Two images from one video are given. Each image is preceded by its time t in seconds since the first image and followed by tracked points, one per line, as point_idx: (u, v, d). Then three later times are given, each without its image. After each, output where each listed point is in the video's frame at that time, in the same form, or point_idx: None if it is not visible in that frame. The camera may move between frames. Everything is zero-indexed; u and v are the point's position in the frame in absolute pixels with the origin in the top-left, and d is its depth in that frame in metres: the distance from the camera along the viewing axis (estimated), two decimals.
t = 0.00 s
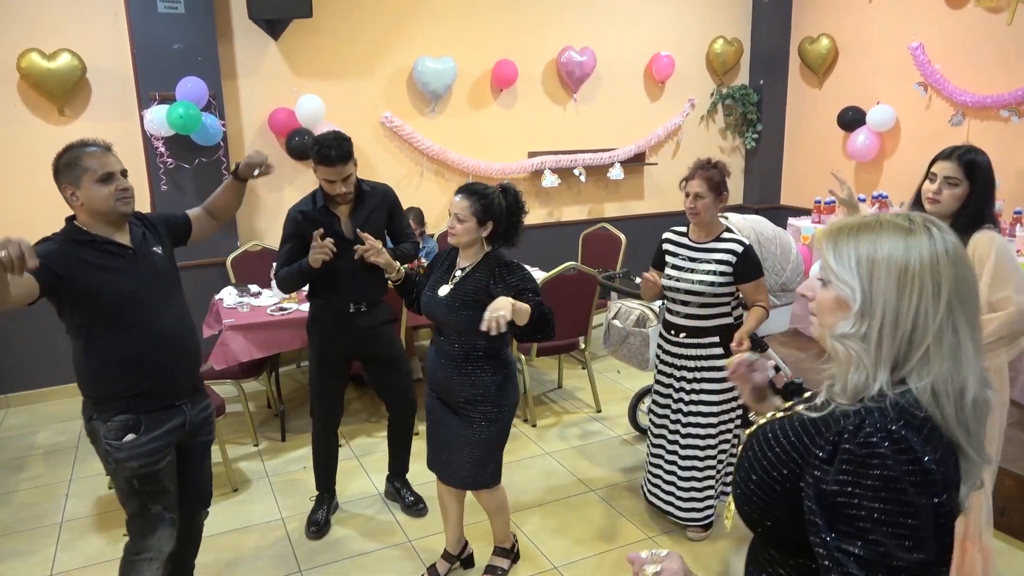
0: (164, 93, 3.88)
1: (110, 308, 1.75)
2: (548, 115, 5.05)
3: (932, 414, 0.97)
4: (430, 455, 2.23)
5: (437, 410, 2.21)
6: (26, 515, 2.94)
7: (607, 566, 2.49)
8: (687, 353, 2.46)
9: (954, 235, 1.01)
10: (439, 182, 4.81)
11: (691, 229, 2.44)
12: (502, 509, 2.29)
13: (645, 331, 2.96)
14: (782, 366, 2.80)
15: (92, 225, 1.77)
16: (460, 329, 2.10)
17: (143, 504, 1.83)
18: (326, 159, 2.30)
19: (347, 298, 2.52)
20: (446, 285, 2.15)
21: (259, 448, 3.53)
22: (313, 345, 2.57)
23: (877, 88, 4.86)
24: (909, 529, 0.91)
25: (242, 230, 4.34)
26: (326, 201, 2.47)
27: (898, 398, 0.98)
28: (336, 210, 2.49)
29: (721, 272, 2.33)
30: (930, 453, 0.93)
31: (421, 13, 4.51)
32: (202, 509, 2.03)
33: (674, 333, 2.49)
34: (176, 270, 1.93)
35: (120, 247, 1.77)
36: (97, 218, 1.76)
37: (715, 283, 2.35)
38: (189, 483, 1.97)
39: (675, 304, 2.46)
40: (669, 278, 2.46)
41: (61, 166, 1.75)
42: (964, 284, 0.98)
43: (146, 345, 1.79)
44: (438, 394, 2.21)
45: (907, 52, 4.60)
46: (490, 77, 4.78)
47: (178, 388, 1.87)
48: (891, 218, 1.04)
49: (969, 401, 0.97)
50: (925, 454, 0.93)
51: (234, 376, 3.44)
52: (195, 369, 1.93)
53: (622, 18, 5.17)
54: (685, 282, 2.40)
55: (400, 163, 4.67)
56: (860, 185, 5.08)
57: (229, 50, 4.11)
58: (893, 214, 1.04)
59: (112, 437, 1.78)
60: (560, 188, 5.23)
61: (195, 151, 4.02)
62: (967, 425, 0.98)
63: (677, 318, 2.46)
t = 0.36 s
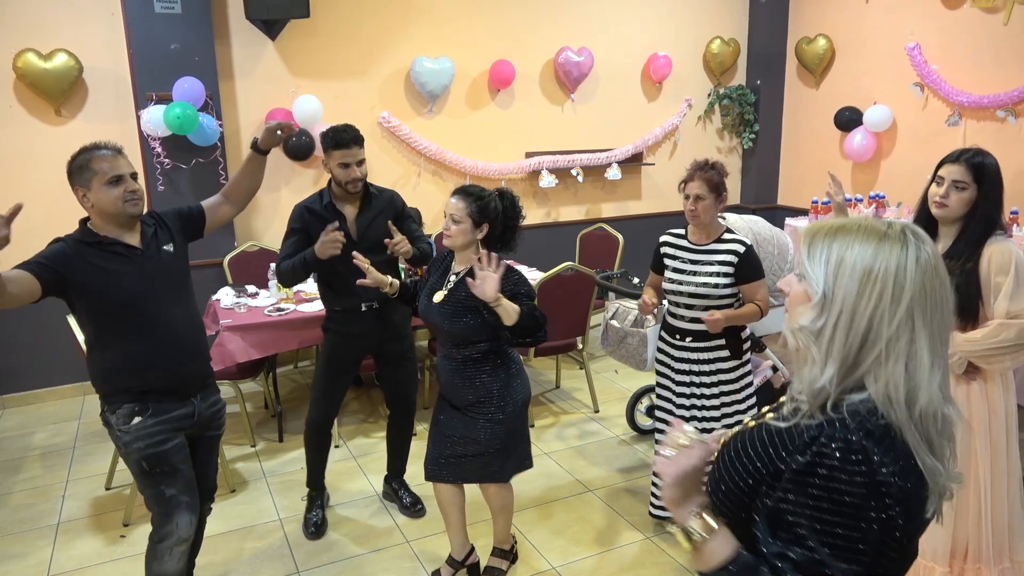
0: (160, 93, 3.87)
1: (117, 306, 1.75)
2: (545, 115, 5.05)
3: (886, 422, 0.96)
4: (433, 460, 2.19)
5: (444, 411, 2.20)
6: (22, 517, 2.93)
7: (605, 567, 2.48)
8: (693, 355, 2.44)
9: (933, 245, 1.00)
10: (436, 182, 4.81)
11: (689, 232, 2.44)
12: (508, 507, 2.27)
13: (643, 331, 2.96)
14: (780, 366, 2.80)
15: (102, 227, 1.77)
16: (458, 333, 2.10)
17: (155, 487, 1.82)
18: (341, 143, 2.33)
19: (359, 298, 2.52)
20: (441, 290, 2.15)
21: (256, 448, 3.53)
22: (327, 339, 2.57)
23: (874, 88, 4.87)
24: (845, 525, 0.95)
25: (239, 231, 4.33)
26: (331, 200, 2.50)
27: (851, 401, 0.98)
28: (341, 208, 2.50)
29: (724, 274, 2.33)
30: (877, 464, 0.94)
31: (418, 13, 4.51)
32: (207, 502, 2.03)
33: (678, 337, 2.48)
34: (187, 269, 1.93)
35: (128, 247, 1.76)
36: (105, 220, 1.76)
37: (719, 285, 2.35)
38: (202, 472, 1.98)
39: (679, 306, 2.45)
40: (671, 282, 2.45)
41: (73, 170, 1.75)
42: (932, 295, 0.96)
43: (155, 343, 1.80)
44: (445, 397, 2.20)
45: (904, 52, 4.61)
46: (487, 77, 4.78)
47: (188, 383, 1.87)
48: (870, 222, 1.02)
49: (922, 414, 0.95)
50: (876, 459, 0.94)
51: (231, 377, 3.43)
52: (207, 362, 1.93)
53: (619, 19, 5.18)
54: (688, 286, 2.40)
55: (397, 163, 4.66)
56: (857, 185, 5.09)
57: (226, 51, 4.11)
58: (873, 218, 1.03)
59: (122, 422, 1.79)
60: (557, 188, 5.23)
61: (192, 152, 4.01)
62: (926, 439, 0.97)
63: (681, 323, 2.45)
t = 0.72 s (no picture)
0: (160, 92, 3.88)
1: (121, 302, 1.76)
2: (544, 116, 5.07)
3: (859, 433, 0.96)
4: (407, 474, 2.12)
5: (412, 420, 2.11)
6: (20, 515, 2.94)
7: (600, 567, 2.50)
8: (690, 358, 2.45)
9: (927, 263, 0.99)
10: (435, 183, 4.82)
11: (686, 234, 2.44)
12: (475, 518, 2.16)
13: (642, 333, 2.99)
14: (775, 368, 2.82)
15: (110, 220, 1.78)
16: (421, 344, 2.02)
17: (156, 488, 1.84)
18: (328, 132, 2.40)
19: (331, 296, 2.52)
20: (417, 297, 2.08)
21: (254, 447, 3.54)
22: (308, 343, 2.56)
23: (872, 92, 4.89)
24: (797, 523, 0.98)
25: (238, 230, 4.34)
26: (319, 197, 2.54)
27: (826, 409, 0.99)
28: (327, 203, 2.53)
29: (724, 280, 2.34)
30: (840, 466, 0.94)
31: (418, 14, 4.53)
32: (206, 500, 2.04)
33: (676, 340, 2.47)
34: (193, 262, 1.94)
35: (133, 241, 1.77)
36: (113, 213, 1.77)
37: (720, 290, 2.36)
38: (203, 475, 2.00)
39: (676, 308, 2.46)
40: (670, 285, 2.45)
41: (83, 163, 1.76)
42: (914, 311, 0.96)
43: (160, 339, 1.81)
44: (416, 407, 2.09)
45: (901, 56, 4.64)
46: (486, 78, 4.80)
47: (190, 383, 1.87)
48: (866, 237, 1.03)
49: (893, 427, 0.94)
50: (835, 464, 0.95)
51: (229, 376, 3.44)
52: (209, 362, 1.93)
53: (619, 21, 5.20)
54: (688, 291, 2.40)
55: (396, 164, 4.68)
56: (854, 188, 5.11)
57: (226, 50, 4.11)
58: (869, 234, 1.04)
59: (124, 423, 1.80)
60: (556, 190, 5.25)
61: (191, 151, 4.02)
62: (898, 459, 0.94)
63: (679, 325, 2.45)
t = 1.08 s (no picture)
0: (161, 91, 3.88)
1: (123, 302, 1.76)
2: (544, 119, 5.07)
3: (819, 447, 0.89)
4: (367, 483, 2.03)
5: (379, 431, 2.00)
6: (16, 513, 2.93)
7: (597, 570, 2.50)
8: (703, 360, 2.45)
9: (900, 269, 0.92)
10: (435, 184, 4.82)
11: (694, 236, 2.45)
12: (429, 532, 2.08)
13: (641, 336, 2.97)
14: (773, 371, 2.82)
15: (110, 221, 1.78)
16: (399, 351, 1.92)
17: (155, 487, 1.82)
18: (304, 134, 2.42)
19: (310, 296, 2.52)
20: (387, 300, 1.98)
21: (251, 448, 3.53)
22: (282, 340, 2.57)
23: (871, 98, 4.90)
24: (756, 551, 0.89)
25: (237, 230, 4.34)
26: (304, 200, 2.54)
27: (785, 421, 0.94)
28: (313, 207, 2.54)
29: (735, 279, 2.35)
30: (796, 483, 0.87)
31: (419, 15, 4.53)
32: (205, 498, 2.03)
33: (689, 341, 2.47)
34: (190, 266, 1.94)
35: (135, 244, 1.78)
36: (115, 215, 1.77)
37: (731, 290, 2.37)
38: (201, 473, 1.99)
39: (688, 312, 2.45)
40: (680, 286, 2.45)
41: (86, 167, 1.76)
42: (877, 319, 0.89)
43: (158, 338, 1.81)
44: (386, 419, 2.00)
45: (901, 62, 4.65)
46: (487, 80, 4.80)
47: (188, 381, 1.88)
48: (843, 243, 0.98)
49: (855, 441, 0.87)
50: (793, 481, 0.88)
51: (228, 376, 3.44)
52: (204, 360, 1.94)
53: (619, 24, 5.21)
54: (699, 291, 2.40)
55: (396, 165, 4.68)
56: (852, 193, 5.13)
57: (227, 49, 4.11)
58: (847, 239, 0.98)
59: (121, 421, 1.79)
60: (555, 192, 5.25)
61: (191, 150, 4.02)
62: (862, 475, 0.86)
63: (692, 327, 2.44)
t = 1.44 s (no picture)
0: (161, 90, 3.87)
1: (113, 299, 1.75)
2: (545, 120, 5.06)
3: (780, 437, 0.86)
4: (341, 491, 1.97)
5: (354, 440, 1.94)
6: (14, 513, 2.91)
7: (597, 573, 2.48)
8: (714, 365, 2.41)
9: (907, 266, 0.87)
10: (435, 185, 4.81)
11: (707, 241, 2.44)
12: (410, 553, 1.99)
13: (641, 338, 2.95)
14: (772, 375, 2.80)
15: (94, 215, 1.77)
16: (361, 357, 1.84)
17: (129, 495, 1.80)
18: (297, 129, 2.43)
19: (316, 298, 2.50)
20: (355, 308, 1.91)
21: (250, 448, 3.52)
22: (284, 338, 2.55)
23: (873, 101, 4.89)
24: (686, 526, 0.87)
25: (237, 230, 4.32)
26: (300, 199, 2.52)
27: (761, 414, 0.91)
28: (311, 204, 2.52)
29: (747, 283, 2.33)
30: (736, 460, 0.85)
31: (421, 15, 4.52)
32: (194, 503, 2.02)
33: (701, 346, 2.43)
34: (174, 264, 1.94)
35: (120, 238, 1.77)
36: (99, 209, 1.76)
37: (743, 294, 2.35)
38: (186, 476, 1.98)
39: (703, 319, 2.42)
40: (692, 291, 2.44)
41: (69, 160, 1.74)
42: (865, 312, 0.85)
43: (143, 341, 1.80)
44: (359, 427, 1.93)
45: (903, 65, 4.64)
46: (489, 80, 4.79)
47: (171, 385, 1.87)
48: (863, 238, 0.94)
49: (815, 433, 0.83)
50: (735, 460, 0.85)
51: (226, 375, 3.43)
52: (189, 365, 1.94)
53: (621, 26, 5.20)
54: (711, 296, 2.39)
55: (397, 166, 4.66)
56: (854, 196, 5.12)
57: (228, 49, 4.10)
58: (869, 237, 0.93)
59: (104, 426, 1.78)
60: (556, 194, 5.24)
61: (191, 150, 4.00)
62: (812, 469, 0.82)
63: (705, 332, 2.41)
